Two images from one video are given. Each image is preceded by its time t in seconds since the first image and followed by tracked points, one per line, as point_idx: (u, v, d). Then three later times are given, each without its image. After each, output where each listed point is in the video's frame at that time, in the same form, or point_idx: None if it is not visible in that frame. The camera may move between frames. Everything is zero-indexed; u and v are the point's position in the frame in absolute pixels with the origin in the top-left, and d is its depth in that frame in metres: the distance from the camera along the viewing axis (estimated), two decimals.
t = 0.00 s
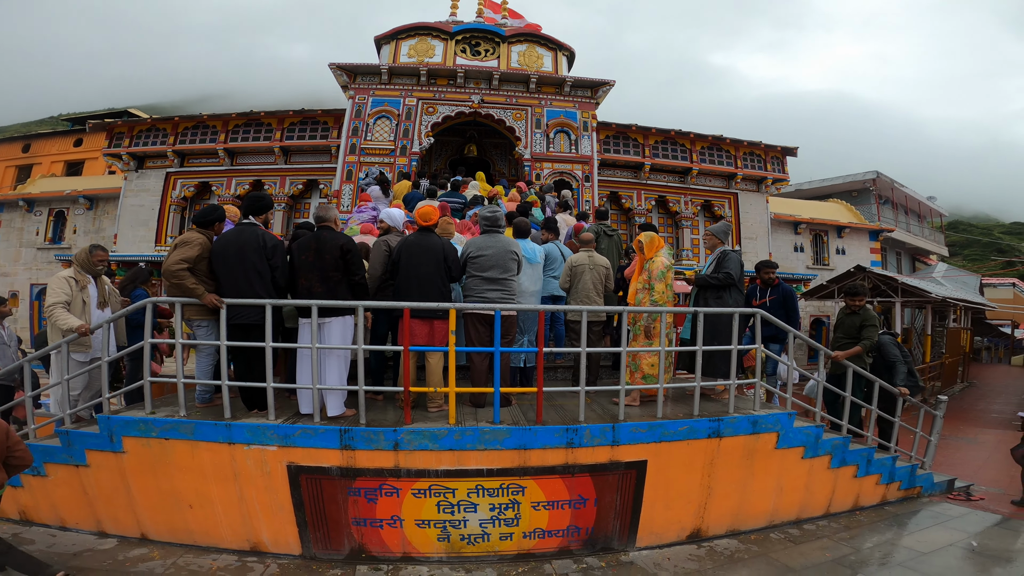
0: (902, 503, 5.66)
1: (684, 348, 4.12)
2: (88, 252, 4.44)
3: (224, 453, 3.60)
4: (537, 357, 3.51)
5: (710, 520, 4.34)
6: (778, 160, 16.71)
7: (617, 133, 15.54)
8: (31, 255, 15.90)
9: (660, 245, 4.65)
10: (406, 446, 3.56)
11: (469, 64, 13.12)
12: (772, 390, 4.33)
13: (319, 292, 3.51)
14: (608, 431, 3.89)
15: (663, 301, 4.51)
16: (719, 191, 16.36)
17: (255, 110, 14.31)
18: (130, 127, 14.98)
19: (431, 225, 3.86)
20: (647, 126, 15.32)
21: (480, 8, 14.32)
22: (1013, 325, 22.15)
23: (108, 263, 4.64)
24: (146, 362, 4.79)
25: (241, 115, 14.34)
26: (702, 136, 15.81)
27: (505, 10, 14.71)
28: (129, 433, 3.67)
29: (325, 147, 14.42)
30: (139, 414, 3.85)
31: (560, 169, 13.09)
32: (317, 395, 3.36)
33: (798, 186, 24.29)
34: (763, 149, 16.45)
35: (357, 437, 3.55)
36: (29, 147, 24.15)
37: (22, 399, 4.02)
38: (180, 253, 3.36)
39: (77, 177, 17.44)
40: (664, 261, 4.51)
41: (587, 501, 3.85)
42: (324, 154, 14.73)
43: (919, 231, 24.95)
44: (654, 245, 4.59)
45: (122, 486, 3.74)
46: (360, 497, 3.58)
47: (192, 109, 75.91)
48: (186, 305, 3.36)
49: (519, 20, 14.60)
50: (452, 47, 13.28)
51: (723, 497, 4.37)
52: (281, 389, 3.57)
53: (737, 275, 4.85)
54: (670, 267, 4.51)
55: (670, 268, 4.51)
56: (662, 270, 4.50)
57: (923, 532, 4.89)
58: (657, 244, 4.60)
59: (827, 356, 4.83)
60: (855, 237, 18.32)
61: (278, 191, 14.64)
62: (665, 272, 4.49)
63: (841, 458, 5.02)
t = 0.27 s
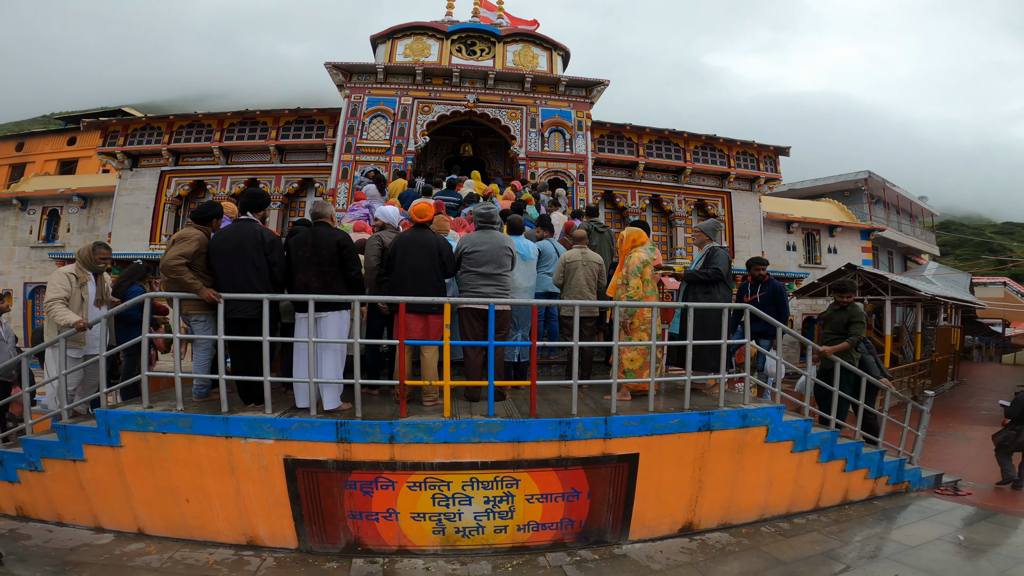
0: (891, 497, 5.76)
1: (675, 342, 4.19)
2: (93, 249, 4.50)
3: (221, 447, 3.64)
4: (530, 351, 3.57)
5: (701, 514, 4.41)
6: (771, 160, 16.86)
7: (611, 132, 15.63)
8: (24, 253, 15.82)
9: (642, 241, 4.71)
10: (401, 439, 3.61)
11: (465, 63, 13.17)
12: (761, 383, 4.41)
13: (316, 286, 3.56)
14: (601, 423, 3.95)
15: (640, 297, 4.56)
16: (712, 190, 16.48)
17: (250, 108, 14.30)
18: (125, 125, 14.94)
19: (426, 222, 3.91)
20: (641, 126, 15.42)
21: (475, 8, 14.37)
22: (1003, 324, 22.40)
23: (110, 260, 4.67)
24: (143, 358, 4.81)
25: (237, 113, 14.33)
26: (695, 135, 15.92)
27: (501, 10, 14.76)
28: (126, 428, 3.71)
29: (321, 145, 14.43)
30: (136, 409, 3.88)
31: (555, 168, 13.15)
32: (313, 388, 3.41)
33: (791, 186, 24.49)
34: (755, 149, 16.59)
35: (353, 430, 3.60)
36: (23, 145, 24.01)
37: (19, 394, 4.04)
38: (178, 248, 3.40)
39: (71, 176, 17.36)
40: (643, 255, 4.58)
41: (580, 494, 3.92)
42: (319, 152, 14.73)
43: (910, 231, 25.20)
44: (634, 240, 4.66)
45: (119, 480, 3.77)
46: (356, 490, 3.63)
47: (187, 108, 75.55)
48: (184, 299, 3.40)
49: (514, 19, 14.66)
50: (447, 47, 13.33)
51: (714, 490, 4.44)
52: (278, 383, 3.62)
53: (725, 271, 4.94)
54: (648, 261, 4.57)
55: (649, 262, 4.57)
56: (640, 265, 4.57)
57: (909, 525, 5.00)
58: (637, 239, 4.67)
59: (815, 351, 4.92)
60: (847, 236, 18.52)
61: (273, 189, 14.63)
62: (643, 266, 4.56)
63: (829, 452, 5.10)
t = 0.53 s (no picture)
0: (881, 492, 5.85)
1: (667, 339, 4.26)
2: (91, 249, 4.53)
3: (218, 445, 3.67)
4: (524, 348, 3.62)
5: (694, 509, 4.48)
6: (762, 160, 17.01)
7: (604, 133, 15.72)
8: (16, 255, 15.71)
9: (622, 239, 4.72)
10: (398, 436, 3.66)
11: (459, 64, 13.20)
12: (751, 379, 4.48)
13: (312, 286, 3.61)
14: (595, 420, 4.01)
15: (614, 293, 4.52)
16: (705, 190, 16.60)
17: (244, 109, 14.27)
18: (118, 126, 14.88)
19: (421, 222, 3.96)
20: (635, 126, 15.51)
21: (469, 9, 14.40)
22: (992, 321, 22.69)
23: (108, 262, 4.68)
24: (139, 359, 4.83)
25: (230, 114, 14.29)
26: (688, 135, 16.03)
27: (495, 11, 14.81)
28: (125, 427, 3.73)
29: (315, 146, 14.42)
30: (134, 409, 3.90)
31: (549, 168, 13.22)
32: (310, 386, 3.45)
33: (783, 185, 24.69)
34: (747, 148, 16.73)
35: (350, 428, 3.64)
36: (14, 147, 23.82)
37: (16, 395, 4.05)
38: (175, 248, 3.43)
39: (63, 177, 17.25)
40: (618, 252, 4.53)
41: (575, 490, 3.97)
42: (314, 153, 14.72)
43: (901, 229, 25.46)
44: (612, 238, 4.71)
45: (117, 480, 3.79)
46: (353, 487, 3.66)
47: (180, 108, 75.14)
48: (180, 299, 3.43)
49: (508, 20, 14.70)
50: (442, 47, 13.34)
51: (706, 485, 4.51)
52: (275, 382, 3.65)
53: (715, 269, 5.04)
54: (622, 258, 4.51)
55: (623, 259, 4.50)
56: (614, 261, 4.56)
57: (898, 518, 5.12)
58: (615, 237, 4.70)
59: (803, 348, 5.02)
60: (838, 234, 18.72)
61: (267, 190, 14.61)
62: (616, 263, 4.50)
63: (819, 447, 5.19)
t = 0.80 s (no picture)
0: (875, 489, 5.92)
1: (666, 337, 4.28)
2: (90, 248, 4.49)
3: (219, 444, 3.66)
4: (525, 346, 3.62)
5: (694, 506, 4.51)
6: (757, 160, 17.14)
7: (600, 132, 15.77)
8: (8, 255, 15.53)
9: (612, 237, 4.68)
10: (399, 434, 3.65)
11: (456, 64, 13.19)
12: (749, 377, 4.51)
13: (312, 284, 3.60)
14: (595, 417, 4.03)
15: (599, 291, 4.51)
16: (700, 189, 16.69)
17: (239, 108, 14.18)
18: (111, 125, 14.75)
19: (421, 221, 3.97)
20: (630, 125, 15.57)
21: (466, 8, 14.39)
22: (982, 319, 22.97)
23: (107, 262, 4.65)
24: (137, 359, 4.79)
25: (225, 113, 14.20)
26: (683, 135, 16.12)
27: (491, 10, 14.81)
28: (124, 427, 3.70)
29: (310, 145, 14.36)
30: (134, 408, 3.88)
31: (545, 168, 13.24)
32: (312, 385, 3.45)
33: (777, 185, 24.86)
34: (742, 148, 16.84)
35: (351, 426, 3.63)
36: (5, 145, 23.55)
37: (15, 396, 4.01)
38: (175, 247, 3.42)
39: (56, 176, 17.08)
40: (606, 251, 4.53)
41: (575, 487, 3.99)
42: (309, 152, 14.66)
43: (893, 229, 25.72)
44: (601, 236, 4.68)
45: (117, 480, 3.76)
46: (354, 486, 3.66)
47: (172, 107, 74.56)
48: (181, 298, 3.42)
49: (504, 20, 14.71)
50: (438, 47, 13.33)
51: (705, 482, 4.55)
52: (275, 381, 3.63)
53: (712, 268, 5.09)
54: (608, 257, 4.51)
55: (609, 258, 4.51)
56: (601, 260, 4.54)
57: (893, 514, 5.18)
58: (603, 236, 4.68)
59: (799, 345, 5.07)
60: (831, 234, 18.89)
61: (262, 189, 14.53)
62: (602, 262, 4.51)
63: (816, 444, 5.24)
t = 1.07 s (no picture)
0: (869, 487, 5.94)
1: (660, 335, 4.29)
2: (82, 247, 4.46)
3: (211, 444, 3.64)
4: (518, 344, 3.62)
5: (688, 505, 4.52)
6: (752, 159, 17.19)
7: (596, 132, 15.79)
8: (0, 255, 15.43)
9: (601, 237, 4.68)
10: (393, 433, 3.65)
11: (451, 63, 13.18)
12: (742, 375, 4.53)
13: (304, 283, 3.60)
14: (589, 415, 4.03)
15: (588, 289, 4.53)
16: (696, 188, 16.72)
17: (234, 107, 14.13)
18: (105, 124, 14.67)
19: (415, 219, 3.96)
20: (626, 125, 15.59)
21: (462, 8, 14.38)
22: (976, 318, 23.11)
23: (99, 261, 4.63)
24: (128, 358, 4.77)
25: (220, 112, 14.15)
26: (679, 134, 16.14)
27: (487, 10, 14.80)
28: (116, 426, 3.69)
29: (306, 144, 14.33)
30: (126, 407, 3.86)
31: (540, 167, 13.24)
32: (305, 384, 3.44)
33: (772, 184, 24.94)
34: (737, 147, 16.89)
35: (344, 426, 3.62)
36: None
37: (6, 396, 3.99)
38: (167, 245, 3.41)
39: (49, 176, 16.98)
40: (594, 249, 4.54)
41: (569, 486, 3.99)
42: (304, 151, 14.62)
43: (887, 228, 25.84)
44: (590, 236, 4.68)
45: (109, 480, 3.74)
46: (348, 485, 3.65)
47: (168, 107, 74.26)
48: (173, 296, 3.40)
49: (500, 19, 14.70)
50: (434, 46, 13.31)
51: (699, 481, 4.56)
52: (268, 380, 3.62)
53: (706, 267, 5.12)
54: (596, 255, 4.51)
55: (597, 257, 4.50)
56: (589, 258, 4.56)
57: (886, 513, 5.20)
58: (592, 236, 4.68)
59: (793, 343, 5.08)
60: (825, 233, 18.97)
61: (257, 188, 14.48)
62: (590, 260, 4.52)
63: (810, 442, 5.25)
